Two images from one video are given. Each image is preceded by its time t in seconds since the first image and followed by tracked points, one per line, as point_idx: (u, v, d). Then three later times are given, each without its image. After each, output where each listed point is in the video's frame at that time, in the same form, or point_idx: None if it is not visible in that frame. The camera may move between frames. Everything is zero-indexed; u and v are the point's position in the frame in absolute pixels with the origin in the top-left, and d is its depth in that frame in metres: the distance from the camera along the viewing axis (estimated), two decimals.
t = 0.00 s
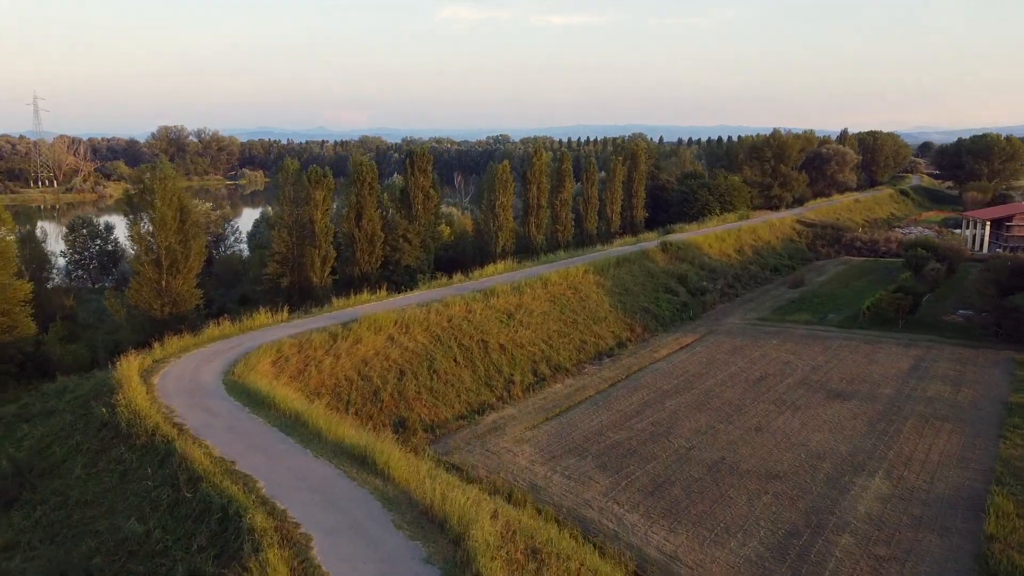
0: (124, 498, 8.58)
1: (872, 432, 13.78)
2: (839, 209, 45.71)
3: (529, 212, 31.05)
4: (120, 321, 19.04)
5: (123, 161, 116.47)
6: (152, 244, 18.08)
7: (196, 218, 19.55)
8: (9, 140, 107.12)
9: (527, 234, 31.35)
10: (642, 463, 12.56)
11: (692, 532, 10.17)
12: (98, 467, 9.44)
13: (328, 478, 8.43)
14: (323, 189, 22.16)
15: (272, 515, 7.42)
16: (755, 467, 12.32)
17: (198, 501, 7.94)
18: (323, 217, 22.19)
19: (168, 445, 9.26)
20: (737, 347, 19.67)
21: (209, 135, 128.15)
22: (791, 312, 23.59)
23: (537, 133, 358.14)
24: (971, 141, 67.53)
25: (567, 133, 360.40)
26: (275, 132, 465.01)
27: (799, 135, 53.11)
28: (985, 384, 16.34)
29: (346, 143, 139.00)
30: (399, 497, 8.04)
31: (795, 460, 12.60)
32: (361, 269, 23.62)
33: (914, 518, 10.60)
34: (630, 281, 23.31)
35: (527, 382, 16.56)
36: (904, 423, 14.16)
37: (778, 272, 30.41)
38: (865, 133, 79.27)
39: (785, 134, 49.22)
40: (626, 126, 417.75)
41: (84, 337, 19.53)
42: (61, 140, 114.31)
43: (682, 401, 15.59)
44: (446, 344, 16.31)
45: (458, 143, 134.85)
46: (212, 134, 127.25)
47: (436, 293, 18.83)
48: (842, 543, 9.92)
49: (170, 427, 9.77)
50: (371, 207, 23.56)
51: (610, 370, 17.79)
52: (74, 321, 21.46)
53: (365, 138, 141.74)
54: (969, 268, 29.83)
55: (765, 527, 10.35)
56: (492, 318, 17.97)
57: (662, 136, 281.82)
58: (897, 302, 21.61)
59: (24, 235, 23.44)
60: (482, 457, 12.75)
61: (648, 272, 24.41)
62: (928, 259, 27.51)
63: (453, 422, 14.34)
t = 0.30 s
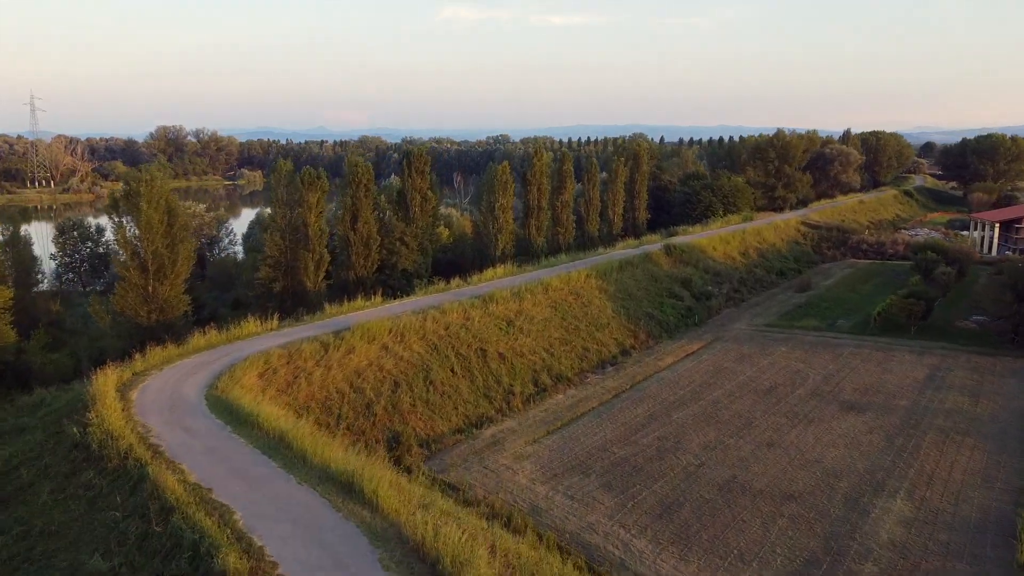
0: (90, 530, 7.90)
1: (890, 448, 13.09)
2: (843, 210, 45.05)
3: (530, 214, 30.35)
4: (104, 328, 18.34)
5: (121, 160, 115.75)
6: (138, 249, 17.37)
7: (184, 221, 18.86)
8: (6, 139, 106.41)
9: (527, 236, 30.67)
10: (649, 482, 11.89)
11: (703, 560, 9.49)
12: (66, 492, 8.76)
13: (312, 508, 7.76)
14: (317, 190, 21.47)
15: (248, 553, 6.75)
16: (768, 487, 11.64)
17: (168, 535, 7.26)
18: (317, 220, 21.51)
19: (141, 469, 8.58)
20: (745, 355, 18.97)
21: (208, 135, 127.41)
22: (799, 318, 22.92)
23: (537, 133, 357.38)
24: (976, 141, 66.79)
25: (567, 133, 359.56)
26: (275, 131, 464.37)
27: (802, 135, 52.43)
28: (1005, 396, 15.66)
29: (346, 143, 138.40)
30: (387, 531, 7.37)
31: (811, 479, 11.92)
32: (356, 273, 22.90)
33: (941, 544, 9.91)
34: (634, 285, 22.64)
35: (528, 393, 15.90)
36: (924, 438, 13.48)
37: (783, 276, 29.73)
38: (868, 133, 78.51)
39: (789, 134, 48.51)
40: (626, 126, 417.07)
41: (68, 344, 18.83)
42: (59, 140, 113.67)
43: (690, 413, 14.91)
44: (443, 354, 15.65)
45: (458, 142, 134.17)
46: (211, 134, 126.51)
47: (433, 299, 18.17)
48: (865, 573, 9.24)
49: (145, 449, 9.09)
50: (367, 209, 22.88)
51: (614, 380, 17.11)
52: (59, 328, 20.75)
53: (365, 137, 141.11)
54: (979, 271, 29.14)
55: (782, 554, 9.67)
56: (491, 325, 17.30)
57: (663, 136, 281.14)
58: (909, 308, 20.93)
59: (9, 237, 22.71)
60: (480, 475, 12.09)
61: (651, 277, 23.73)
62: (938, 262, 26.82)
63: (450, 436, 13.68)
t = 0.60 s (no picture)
0: (50, 567, 7.23)
1: (910, 465, 12.43)
2: (848, 211, 44.39)
3: (530, 216, 29.64)
4: (89, 335, 17.66)
5: (119, 161, 115.20)
6: (123, 253, 16.70)
7: (171, 226, 18.21)
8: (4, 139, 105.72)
9: (528, 238, 29.99)
10: (657, 503, 11.22)
11: None
12: (29, 521, 8.08)
13: (292, 543, 7.08)
14: (311, 192, 20.80)
15: None
16: (783, 509, 10.98)
17: None
18: (310, 222, 20.84)
19: (110, 498, 7.91)
20: (753, 363, 18.31)
21: (206, 135, 126.73)
22: (807, 323, 22.25)
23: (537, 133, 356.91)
24: (981, 141, 66.15)
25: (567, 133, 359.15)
26: (274, 131, 463.75)
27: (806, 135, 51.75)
28: None
29: (345, 143, 137.75)
30: (373, 571, 6.71)
31: (828, 499, 11.26)
32: (351, 277, 22.24)
33: (971, 574, 9.25)
34: (637, 290, 21.98)
35: (528, 404, 15.23)
36: (944, 455, 12.81)
37: (789, 279, 29.07)
38: (871, 133, 77.83)
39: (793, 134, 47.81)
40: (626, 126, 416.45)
41: (52, 353, 18.15)
42: (56, 140, 112.93)
43: (698, 427, 14.25)
44: (439, 363, 14.99)
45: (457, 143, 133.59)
46: (209, 134, 125.81)
47: (430, 305, 17.50)
48: None
49: (115, 474, 8.43)
50: (362, 212, 22.21)
51: (618, 390, 16.44)
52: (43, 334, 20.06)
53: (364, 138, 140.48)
54: (990, 275, 28.47)
55: None
56: (490, 333, 16.64)
57: (663, 136, 280.50)
58: (922, 314, 20.26)
59: None
60: (477, 496, 11.42)
61: (655, 281, 23.07)
62: (948, 265, 26.17)
63: (446, 452, 13.02)
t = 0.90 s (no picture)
0: None
1: (933, 484, 11.75)
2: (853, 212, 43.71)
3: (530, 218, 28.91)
4: (72, 343, 16.98)
5: (117, 161, 114.57)
6: (106, 257, 16.01)
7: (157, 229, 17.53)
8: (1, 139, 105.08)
9: (528, 240, 29.28)
10: (666, 527, 10.53)
11: None
12: None
13: None
14: (304, 193, 20.16)
15: None
16: (801, 534, 10.30)
17: None
18: (303, 225, 20.16)
19: (71, 532, 7.25)
20: (762, 372, 17.64)
21: (205, 135, 126.04)
22: (817, 329, 21.58)
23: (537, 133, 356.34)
24: (987, 142, 65.47)
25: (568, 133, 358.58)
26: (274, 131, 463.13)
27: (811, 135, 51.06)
28: None
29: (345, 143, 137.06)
30: None
31: (848, 522, 10.58)
32: (346, 282, 21.53)
33: None
34: (641, 295, 21.31)
35: (528, 417, 14.55)
36: (968, 473, 12.15)
37: (796, 283, 28.38)
38: (874, 133, 77.16)
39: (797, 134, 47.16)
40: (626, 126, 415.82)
41: (34, 362, 17.48)
42: (53, 140, 112.25)
43: (707, 441, 13.57)
44: (436, 375, 14.33)
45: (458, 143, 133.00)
46: (208, 134, 125.12)
47: (426, 313, 16.83)
48: None
49: (80, 503, 7.75)
50: (357, 214, 21.52)
51: (622, 401, 15.76)
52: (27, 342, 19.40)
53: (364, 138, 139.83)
54: (1002, 278, 27.79)
55: None
56: (489, 342, 15.97)
57: (664, 136, 279.81)
58: (936, 321, 19.59)
59: None
60: (475, 518, 10.74)
61: (659, 285, 22.40)
62: (960, 269, 25.49)
63: (442, 470, 12.34)
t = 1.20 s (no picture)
0: None
1: (959, 507, 11.08)
2: (859, 213, 43.03)
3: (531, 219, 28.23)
4: (53, 352, 16.30)
5: (115, 162, 114.01)
6: (88, 262, 15.35)
7: (142, 233, 16.86)
8: None
9: (529, 243, 28.62)
10: (676, 554, 9.85)
11: None
12: None
13: None
14: (297, 196, 19.48)
15: None
16: (820, 561, 9.63)
17: None
18: (296, 229, 19.46)
19: (25, 571, 6.56)
20: (772, 383, 16.96)
21: (204, 134, 125.41)
22: (826, 336, 20.90)
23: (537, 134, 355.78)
24: (991, 142, 64.83)
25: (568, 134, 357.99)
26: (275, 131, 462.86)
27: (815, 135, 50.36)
28: None
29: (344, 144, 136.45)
30: None
31: (870, 549, 9.91)
32: (341, 287, 20.84)
33: None
34: (645, 300, 20.64)
35: (529, 431, 13.88)
36: (994, 493, 11.48)
37: (803, 286, 27.70)
38: (878, 133, 76.50)
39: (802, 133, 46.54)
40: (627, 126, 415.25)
41: (15, 372, 16.80)
42: (51, 140, 111.69)
43: (717, 458, 12.89)
44: (432, 387, 13.67)
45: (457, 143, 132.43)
46: (207, 134, 124.51)
47: (422, 320, 16.17)
48: None
49: (38, 537, 7.06)
50: (352, 216, 20.84)
51: (627, 413, 15.08)
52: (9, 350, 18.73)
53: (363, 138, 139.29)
54: (1014, 281, 27.10)
55: None
56: (487, 352, 15.31)
57: (665, 137, 279.14)
58: (951, 327, 18.91)
59: None
60: (472, 544, 10.07)
61: (664, 290, 21.73)
62: (971, 272, 24.82)
63: (437, 489, 11.67)
